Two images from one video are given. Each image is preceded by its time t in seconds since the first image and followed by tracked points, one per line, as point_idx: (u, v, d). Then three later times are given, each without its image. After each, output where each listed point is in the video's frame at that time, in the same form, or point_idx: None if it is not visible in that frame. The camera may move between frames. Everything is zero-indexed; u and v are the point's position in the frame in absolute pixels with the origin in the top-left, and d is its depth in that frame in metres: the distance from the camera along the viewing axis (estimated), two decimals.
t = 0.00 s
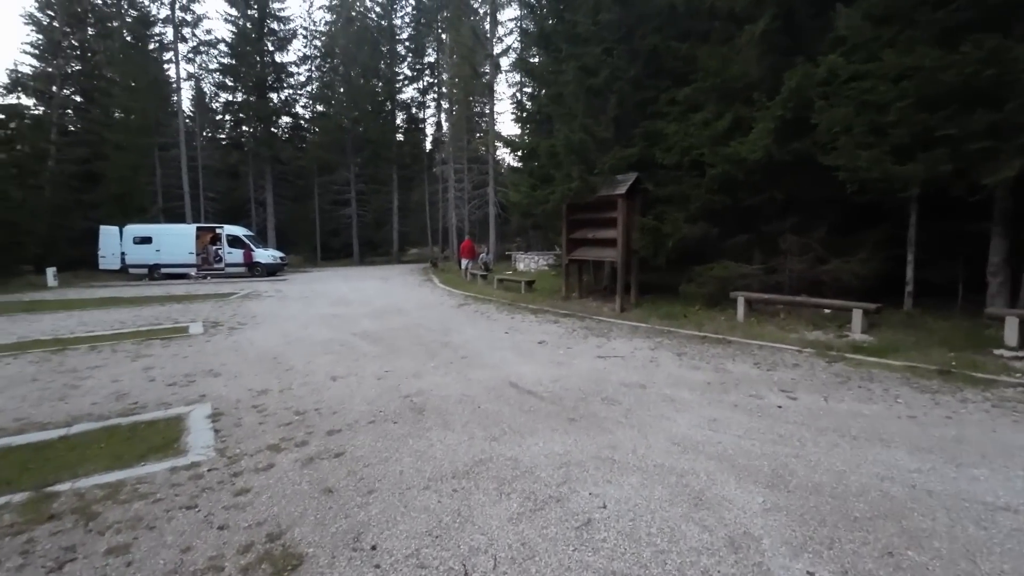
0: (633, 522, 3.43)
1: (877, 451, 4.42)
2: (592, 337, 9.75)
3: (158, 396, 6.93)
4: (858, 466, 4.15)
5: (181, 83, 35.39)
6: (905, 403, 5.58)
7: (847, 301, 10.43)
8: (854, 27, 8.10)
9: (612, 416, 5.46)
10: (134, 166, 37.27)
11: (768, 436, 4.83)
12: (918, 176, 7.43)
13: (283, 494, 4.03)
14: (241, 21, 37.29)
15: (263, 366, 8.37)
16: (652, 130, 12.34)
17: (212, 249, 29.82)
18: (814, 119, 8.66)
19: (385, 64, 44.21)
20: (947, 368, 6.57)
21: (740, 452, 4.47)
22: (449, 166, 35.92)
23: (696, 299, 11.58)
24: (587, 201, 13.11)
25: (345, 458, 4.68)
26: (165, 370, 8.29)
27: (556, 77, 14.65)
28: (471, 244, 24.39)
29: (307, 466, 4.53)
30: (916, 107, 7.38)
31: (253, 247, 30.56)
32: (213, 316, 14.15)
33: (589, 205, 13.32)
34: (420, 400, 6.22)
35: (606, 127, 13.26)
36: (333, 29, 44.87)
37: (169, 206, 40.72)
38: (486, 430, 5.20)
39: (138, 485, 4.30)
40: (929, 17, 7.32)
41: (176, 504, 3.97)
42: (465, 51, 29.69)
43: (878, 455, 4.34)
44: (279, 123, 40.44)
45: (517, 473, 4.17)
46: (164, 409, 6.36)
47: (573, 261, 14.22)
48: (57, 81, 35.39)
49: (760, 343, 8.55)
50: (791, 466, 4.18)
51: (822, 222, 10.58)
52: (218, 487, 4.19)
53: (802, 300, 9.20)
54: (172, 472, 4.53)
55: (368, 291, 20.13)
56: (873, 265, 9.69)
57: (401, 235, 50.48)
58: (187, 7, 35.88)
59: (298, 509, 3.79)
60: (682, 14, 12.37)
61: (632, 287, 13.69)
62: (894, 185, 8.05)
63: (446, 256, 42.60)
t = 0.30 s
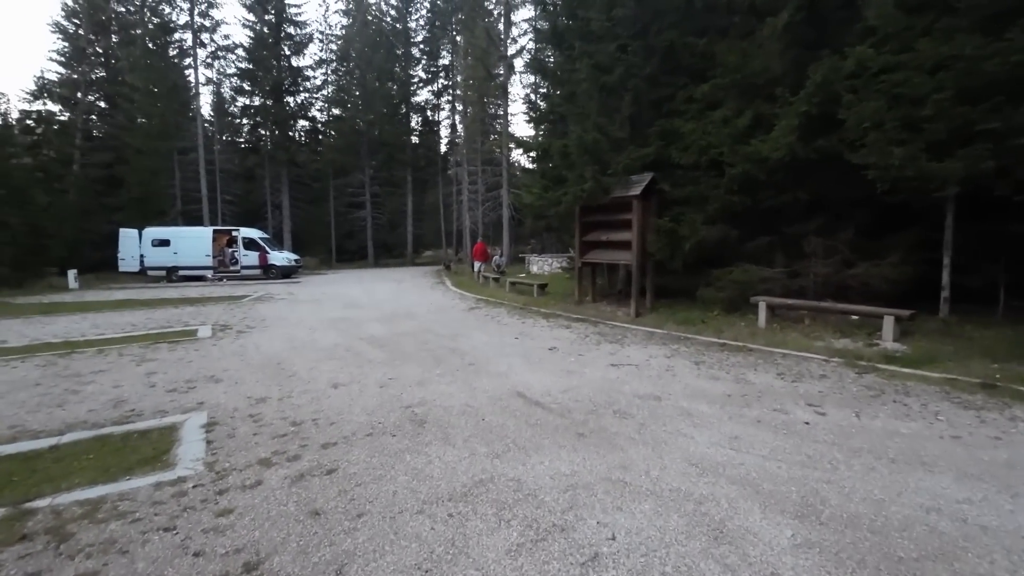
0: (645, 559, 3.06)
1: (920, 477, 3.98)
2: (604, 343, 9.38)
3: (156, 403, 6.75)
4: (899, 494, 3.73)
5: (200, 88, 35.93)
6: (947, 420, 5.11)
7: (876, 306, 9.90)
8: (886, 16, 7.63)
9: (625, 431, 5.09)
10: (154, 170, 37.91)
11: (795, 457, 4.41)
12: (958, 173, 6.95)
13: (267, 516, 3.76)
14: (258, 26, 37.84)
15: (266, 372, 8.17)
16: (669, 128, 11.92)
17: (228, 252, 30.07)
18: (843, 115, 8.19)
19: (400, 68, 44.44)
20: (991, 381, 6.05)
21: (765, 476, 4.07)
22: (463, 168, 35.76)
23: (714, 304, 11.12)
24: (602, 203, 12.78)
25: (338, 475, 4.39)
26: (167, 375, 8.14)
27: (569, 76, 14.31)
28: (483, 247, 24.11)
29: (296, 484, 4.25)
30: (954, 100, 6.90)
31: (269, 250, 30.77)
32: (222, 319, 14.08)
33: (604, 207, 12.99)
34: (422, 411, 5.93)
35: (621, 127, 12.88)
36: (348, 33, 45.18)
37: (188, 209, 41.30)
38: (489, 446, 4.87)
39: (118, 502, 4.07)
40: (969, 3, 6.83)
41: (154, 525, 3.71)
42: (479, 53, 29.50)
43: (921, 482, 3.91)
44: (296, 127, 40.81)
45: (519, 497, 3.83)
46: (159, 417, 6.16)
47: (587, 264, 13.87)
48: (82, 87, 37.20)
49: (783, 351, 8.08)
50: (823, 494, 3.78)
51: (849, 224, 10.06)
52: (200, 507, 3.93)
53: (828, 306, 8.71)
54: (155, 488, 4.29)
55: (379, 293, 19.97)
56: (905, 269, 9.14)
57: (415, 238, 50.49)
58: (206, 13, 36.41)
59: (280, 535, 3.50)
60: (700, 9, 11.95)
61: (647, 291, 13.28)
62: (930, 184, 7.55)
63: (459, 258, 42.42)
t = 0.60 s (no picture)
0: None
1: (979, 512, 3.53)
2: (620, 351, 8.98)
3: (156, 412, 6.55)
4: (955, 535, 3.29)
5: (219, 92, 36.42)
6: (1000, 444, 4.62)
7: (910, 313, 9.31)
8: (924, 3, 7.12)
9: (642, 452, 4.70)
10: (173, 174, 38.48)
11: (834, 486, 3.98)
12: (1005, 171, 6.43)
13: (251, 546, 3.45)
14: (276, 31, 38.22)
15: (270, 380, 7.94)
16: (687, 128, 11.50)
17: (245, 254, 30.25)
18: (876, 110, 7.68)
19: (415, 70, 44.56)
20: None
21: (802, 509, 3.65)
22: (477, 169, 35.55)
23: (736, 310, 10.64)
24: (617, 205, 12.45)
25: (332, 498, 4.08)
26: (170, 381, 7.97)
27: (583, 74, 13.96)
28: (497, 249, 23.79)
29: (286, 508, 3.96)
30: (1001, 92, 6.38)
31: (284, 252, 30.92)
32: (233, 323, 13.99)
33: (619, 209, 12.66)
34: (426, 425, 5.62)
35: (637, 126, 12.46)
36: (364, 36, 45.42)
37: (207, 212, 41.82)
38: (494, 466, 4.52)
39: (98, 525, 3.81)
40: None
41: (132, 553, 3.45)
42: (494, 54, 29.26)
43: (980, 520, 3.45)
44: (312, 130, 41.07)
45: (525, 529, 3.48)
46: (155, 428, 5.94)
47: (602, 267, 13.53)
48: (107, 94, 38.26)
49: (812, 362, 7.59)
50: (867, 532, 3.36)
51: (880, 226, 9.51)
52: (183, 532, 3.66)
53: (859, 313, 8.20)
54: (140, 509, 4.03)
55: (392, 297, 19.80)
56: (942, 275, 8.58)
57: (430, 240, 50.42)
58: (225, 18, 36.85)
59: (264, 568, 3.20)
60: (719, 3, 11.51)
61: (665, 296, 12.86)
62: (974, 182, 7.01)
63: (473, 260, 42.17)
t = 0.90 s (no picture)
0: None
1: None
2: (635, 359, 8.59)
3: (155, 419, 6.40)
4: None
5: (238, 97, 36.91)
6: None
7: (946, 320, 8.75)
8: None
9: (656, 473, 4.34)
10: (194, 177, 39.12)
11: (871, 517, 3.57)
12: None
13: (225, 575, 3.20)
14: (294, 35, 38.69)
15: (273, 386, 7.76)
16: (706, 126, 11.07)
17: (262, 256, 30.44)
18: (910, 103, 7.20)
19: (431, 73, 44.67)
20: None
21: (835, 545, 3.26)
22: (493, 171, 35.35)
23: (757, 315, 10.16)
24: (633, 207, 12.13)
25: (319, 519, 3.82)
26: (173, 387, 7.85)
27: (598, 72, 13.62)
28: (511, 251, 23.49)
29: (270, 530, 3.70)
30: None
31: (301, 254, 31.07)
32: (244, 326, 13.93)
33: (634, 211, 12.35)
34: (428, 438, 5.35)
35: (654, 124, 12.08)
36: (381, 39, 45.68)
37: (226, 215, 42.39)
38: (494, 486, 4.20)
39: (71, 546, 3.61)
40: None
41: None
42: (509, 55, 29.06)
43: None
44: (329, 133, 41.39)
45: (523, 562, 3.17)
46: (150, 436, 5.78)
47: (617, 271, 13.19)
48: (131, 100, 39.15)
49: (839, 372, 7.12)
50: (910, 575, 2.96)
51: (914, 227, 8.97)
52: (157, 557, 3.43)
53: (891, 320, 7.69)
54: (120, 527, 3.83)
55: (404, 299, 19.63)
56: (982, 280, 8.02)
57: (445, 242, 50.40)
58: (244, 24, 37.39)
59: None
60: None
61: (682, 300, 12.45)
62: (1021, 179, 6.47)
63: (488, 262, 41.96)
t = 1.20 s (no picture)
0: None
1: None
2: (650, 367, 8.17)
3: (151, 427, 6.22)
4: None
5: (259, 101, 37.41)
6: None
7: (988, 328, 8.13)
8: None
9: (669, 500, 3.94)
10: (216, 180, 39.75)
11: (914, 559, 3.13)
12: None
13: None
14: (313, 39, 39.08)
15: (273, 392, 7.55)
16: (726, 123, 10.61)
17: (281, 258, 30.75)
18: (950, 93, 6.66)
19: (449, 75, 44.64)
20: None
21: None
22: (510, 172, 35.02)
23: (781, 321, 9.63)
24: (649, 207, 11.72)
25: (299, 545, 3.54)
26: (176, 391, 7.72)
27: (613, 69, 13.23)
28: (526, 253, 23.13)
29: (245, 557, 3.43)
30: None
31: (318, 256, 31.23)
32: (256, 328, 13.88)
33: (651, 211, 11.94)
34: (424, 453, 5.04)
35: (672, 121, 11.63)
36: (399, 42, 45.89)
37: (247, 217, 42.99)
38: (489, 513, 3.85)
39: (37, 570, 3.40)
40: None
41: None
42: (526, 55, 28.73)
43: None
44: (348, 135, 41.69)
45: None
46: (141, 446, 5.60)
47: (634, 273, 12.76)
48: (157, 105, 40.01)
49: (871, 384, 6.60)
50: None
51: (951, 229, 8.37)
52: None
53: (927, 328, 7.13)
54: (92, 548, 3.63)
55: (418, 302, 19.45)
56: None
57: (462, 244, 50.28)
58: (265, 29, 37.88)
59: None
60: None
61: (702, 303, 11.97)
62: None
63: (505, 264, 41.62)
